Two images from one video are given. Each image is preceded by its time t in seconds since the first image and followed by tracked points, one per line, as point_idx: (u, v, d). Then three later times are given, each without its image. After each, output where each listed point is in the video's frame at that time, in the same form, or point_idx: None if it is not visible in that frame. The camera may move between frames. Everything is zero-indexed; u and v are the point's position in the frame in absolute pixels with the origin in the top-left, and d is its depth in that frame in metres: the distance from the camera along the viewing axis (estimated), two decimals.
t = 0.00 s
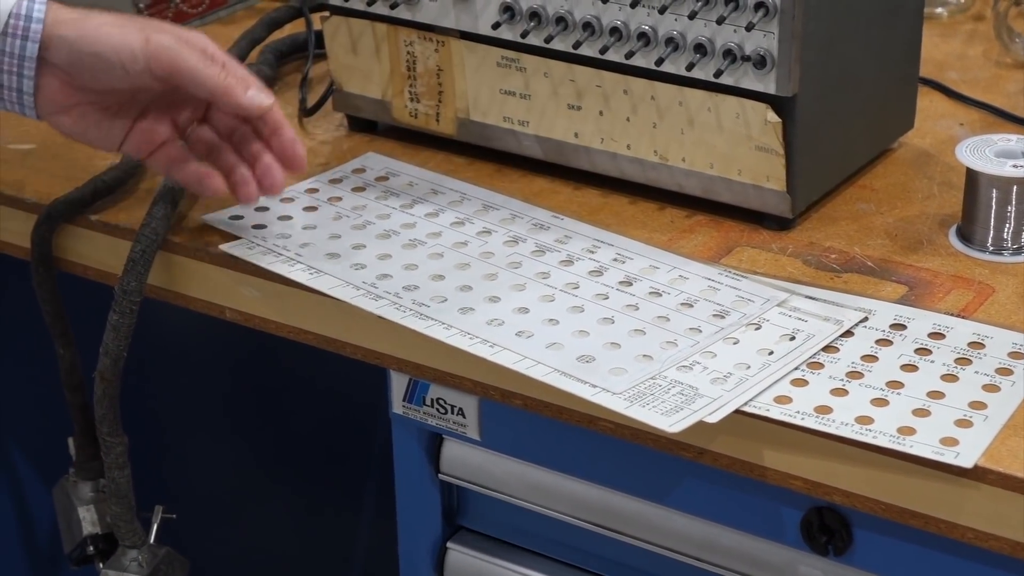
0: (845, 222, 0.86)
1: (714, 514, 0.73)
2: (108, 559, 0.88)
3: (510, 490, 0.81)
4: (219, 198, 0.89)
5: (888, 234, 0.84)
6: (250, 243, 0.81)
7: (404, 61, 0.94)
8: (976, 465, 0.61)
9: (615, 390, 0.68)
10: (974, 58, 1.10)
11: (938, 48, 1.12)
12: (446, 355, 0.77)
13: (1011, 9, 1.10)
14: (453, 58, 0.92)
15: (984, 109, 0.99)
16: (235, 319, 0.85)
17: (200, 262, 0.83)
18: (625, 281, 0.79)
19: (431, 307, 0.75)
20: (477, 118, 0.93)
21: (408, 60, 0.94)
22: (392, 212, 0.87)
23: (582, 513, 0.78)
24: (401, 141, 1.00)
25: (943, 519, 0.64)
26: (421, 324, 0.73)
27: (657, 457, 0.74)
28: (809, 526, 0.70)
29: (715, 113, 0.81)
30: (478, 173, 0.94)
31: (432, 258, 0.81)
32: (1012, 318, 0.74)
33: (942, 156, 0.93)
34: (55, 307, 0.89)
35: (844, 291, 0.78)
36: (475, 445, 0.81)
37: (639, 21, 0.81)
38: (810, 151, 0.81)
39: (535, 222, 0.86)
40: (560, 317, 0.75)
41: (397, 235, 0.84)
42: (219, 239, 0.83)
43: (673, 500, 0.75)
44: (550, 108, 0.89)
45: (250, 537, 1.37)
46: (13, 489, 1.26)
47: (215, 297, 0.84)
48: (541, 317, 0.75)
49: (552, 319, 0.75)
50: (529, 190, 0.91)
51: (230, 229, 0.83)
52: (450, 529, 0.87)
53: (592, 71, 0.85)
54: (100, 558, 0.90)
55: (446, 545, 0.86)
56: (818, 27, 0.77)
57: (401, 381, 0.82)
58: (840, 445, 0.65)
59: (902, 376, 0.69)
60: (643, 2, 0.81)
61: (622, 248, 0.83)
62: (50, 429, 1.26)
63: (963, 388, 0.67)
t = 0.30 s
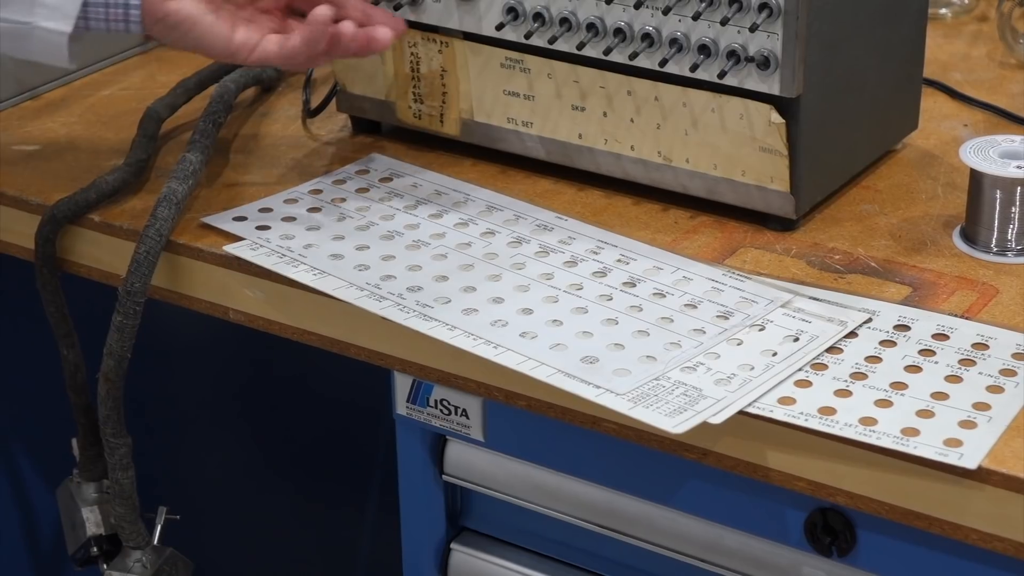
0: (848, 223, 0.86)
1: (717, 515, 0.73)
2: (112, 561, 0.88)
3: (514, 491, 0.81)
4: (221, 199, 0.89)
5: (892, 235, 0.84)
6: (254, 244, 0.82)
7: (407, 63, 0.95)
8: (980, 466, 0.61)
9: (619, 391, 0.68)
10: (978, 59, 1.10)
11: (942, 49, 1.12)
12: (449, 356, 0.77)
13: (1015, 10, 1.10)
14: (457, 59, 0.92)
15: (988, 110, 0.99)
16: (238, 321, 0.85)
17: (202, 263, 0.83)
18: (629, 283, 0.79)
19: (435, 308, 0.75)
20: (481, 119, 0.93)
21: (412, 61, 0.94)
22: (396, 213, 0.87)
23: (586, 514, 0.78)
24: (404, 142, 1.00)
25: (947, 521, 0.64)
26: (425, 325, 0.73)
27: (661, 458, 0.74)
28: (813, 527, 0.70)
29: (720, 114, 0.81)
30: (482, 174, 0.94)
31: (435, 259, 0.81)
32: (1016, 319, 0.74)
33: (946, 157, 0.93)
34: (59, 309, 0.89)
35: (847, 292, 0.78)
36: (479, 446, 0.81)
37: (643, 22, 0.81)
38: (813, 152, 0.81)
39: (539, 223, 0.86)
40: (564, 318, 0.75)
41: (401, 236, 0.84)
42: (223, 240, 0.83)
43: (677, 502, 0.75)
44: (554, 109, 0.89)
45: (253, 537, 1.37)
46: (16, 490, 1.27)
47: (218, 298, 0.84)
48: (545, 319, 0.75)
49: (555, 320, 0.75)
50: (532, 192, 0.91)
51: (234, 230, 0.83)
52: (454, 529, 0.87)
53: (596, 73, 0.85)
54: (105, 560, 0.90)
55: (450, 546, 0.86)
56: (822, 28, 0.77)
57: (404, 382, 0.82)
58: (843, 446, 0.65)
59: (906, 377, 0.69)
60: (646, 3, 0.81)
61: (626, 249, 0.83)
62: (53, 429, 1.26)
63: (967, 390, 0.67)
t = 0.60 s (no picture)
0: (851, 224, 0.86)
1: (720, 516, 0.73)
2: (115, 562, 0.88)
3: (516, 492, 0.81)
4: (224, 199, 0.89)
5: (895, 236, 0.84)
6: (257, 245, 0.82)
7: (410, 63, 0.95)
8: (983, 467, 0.61)
9: (622, 392, 0.68)
10: (981, 59, 1.10)
11: (946, 50, 1.12)
12: (452, 357, 0.76)
13: (1018, 10, 1.10)
14: (460, 60, 0.92)
15: (991, 111, 0.99)
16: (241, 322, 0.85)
17: (205, 263, 0.83)
18: (632, 284, 0.79)
19: (437, 309, 0.75)
20: (484, 120, 0.93)
21: (415, 62, 0.94)
22: (399, 214, 0.87)
23: (588, 514, 0.78)
24: (407, 142, 1.00)
25: (950, 521, 0.64)
26: (428, 326, 0.73)
27: (664, 459, 0.74)
28: (816, 528, 0.70)
29: (723, 115, 0.81)
30: (484, 174, 0.94)
31: (438, 260, 0.81)
32: (1020, 320, 0.74)
33: (949, 157, 0.93)
34: (63, 310, 0.89)
35: (850, 293, 0.78)
36: (482, 447, 0.81)
37: (646, 23, 0.81)
38: (816, 152, 0.81)
39: (542, 224, 0.86)
40: (567, 319, 0.75)
41: (404, 237, 0.84)
42: (226, 240, 0.83)
43: (679, 503, 0.75)
44: (557, 110, 0.89)
45: (255, 537, 1.37)
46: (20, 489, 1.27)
47: (222, 298, 0.84)
48: (547, 320, 0.75)
49: (558, 321, 0.75)
50: (535, 192, 0.91)
51: (237, 231, 0.83)
52: (457, 530, 0.87)
53: (599, 73, 0.85)
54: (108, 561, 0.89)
55: (453, 546, 0.86)
56: (824, 29, 0.77)
57: (407, 383, 0.82)
58: (846, 447, 0.65)
59: (909, 378, 0.69)
60: (649, 4, 0.80)
61: (629, 250, 0.83)
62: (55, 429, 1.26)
63: (971, 391, 0.67)
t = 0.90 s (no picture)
0: (856, 226, 0.86)
1: (724, 518, 0.73)
2: (119, 563, 0.88)
3: (521, 494, 0.81)
4: (229, 200, 0.89)
5: (899, 239, 0.84)
6: (262, 246, 0.82)
7: (415, 65, 0.95)
8: (987, 470, 0.61)
9: (626, 395, 0.68)
10: (986, 62, 1.10)
11: (951, 53, 1.12)
12: (456, 359, 0.76)
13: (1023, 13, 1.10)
14: (465, 62, 0.92)
15: (996, 114, 0.99)
16: (246, 323, 0.85)
17: (210, 266, 0.83)
18: (636, 286, 0.79)
19: (442, 311, 0.75)
20: (489, 121, 0.93)
21: (419, 64, 0.94)
22: (404, 216, 0.87)
23: (593, 516, 0.78)
24: (411, 144, 1.00)
25: (954, 524, 0.64)
26: (433, 328, 0.73)
27: (669, 461, 0.74)
28: (821, 531, 0.70)
29: (728, 117, 0.81)
30: (489, 176, 0.94)
31: (443, 262, 0.81)
32: None
33: (954, 160, 0.93)
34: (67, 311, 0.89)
35: (854, 295, 0.78)
36: (486, 449, 0.81)
37: (651, 25, 0.81)
38: (821, 155, 0.81)
39: (547, 226, 0.86)
40: (572, 321, 0.75)
41: (408, 239, 0.84)
42: (230, 242, 0.83)
43: (684, 505, 0.74)
44: (561, 111, 0.89)
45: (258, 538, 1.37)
46: (25, 492, 1.27)
47: (226, 299, 0.84)
48: (552, 322, 0.75)
49: (563, 323, 0.75)
50: (540, 194, 0.91)
51: (241, 233, 0.83)
52: (461, 532, 0.87)
53: (603, 75, 0.85)
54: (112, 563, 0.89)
55: (457, 548, 0.87)
56: (829, 31, 0.77)
57: (411, 385, 0.81)
58: (851, 449, 0.65)
59: (914, 381, 0.69)
60: (654, 6, 0.80)
61: (633, 252, 0.83)
62: (59, 429, 1.27)
63: (976, 394, 0.67)
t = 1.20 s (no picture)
0: (858, 229, 0.86)
1: (727, 521, 0.73)
2: (121, 565, 0.88)
3: (523, 496, 0.81)
4: (231, 203, 0.89)
5: (901, 242, 0.84)
6: (264, 249, 0.82)
7: (417, 67, 0.95)
8: (990, 473, 0.61)
9: (628, 397, 0.67)
10: (989, 65, 1.10)
11: (953, 56, 1.12)
12: (458, 361, 0.76)
13: None
14: (467, 64, 0.92)
15: (998, 117, 0.99)
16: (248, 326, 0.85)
17: (212, 268, 0.83)
18: (639, 289, 0.79)
19: (444, 313, 0.75)
20: (491, 124, 0.93)
21: (422, 66, 0.94)
22: (406, 218, 0.87)
23: (594, 519, 0.78)
24: (414, 146, 1.00)
25: (956, 527, 0.64)
26: (435, 331, 0.73)
27: (670, 464, 0.74)
28: (823, 534, 0.70)
29: (730, 119, 0.81)
30: (491, 179, 0.94)
31: (446, 264, 0.81)
32: None
33: (956, 163, 0.93)
34: (69, 313, 0.89)
35: (856, 298, 0.78)
36: (488, 452, 0.81)
37: (654, 28, 0.81)
38: (823, 157, 0.81)
39: (549, 229, 0.86)
40: (574, 324, 0.75)
41: (411, 241, 0.84)
42: (233, 245, 0.83)
43: (686, 508, 0.74)
44: (564, 114, 0.89)
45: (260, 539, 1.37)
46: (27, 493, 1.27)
47: (229, 302, 0.84)
48: (554, 325, 0.75)
49: (565, 325, 0.75)
50: (542, 197, 0.91)
51: (244, 235, 0.83)
52: (463, 534, 0.87)
53: (606, 78, 0.85)
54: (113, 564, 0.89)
55: (459, 551, 0.87)
56: (832, 33, 0.77)
57: (413, 388, 0.81)
58: (853, 452, 0.65)
59: (916, 383, 0.69)
60: (657, 9, 0.81)
61: (636, 254, 0.83)
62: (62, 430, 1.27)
63: (978, 396, 0.67)
